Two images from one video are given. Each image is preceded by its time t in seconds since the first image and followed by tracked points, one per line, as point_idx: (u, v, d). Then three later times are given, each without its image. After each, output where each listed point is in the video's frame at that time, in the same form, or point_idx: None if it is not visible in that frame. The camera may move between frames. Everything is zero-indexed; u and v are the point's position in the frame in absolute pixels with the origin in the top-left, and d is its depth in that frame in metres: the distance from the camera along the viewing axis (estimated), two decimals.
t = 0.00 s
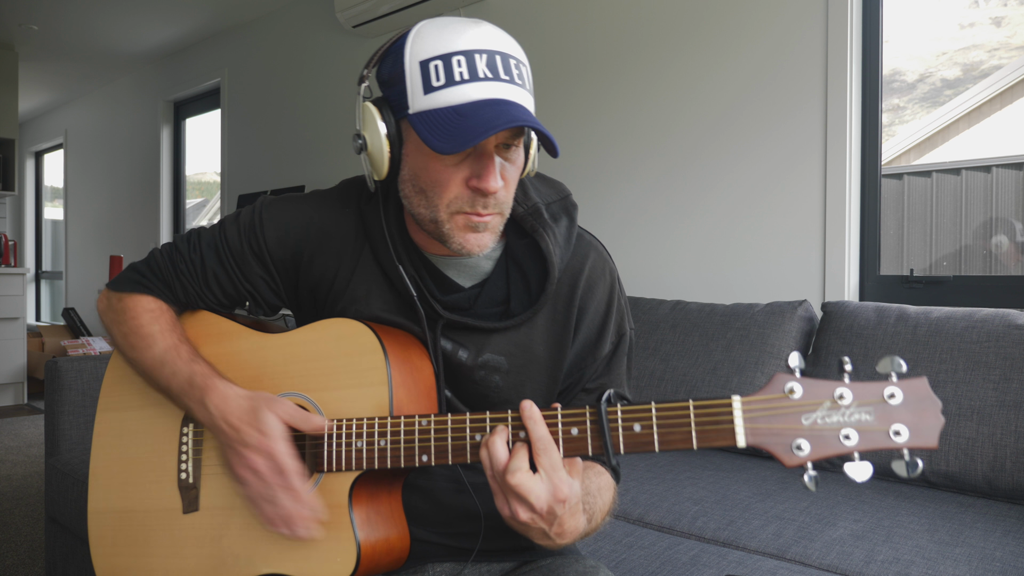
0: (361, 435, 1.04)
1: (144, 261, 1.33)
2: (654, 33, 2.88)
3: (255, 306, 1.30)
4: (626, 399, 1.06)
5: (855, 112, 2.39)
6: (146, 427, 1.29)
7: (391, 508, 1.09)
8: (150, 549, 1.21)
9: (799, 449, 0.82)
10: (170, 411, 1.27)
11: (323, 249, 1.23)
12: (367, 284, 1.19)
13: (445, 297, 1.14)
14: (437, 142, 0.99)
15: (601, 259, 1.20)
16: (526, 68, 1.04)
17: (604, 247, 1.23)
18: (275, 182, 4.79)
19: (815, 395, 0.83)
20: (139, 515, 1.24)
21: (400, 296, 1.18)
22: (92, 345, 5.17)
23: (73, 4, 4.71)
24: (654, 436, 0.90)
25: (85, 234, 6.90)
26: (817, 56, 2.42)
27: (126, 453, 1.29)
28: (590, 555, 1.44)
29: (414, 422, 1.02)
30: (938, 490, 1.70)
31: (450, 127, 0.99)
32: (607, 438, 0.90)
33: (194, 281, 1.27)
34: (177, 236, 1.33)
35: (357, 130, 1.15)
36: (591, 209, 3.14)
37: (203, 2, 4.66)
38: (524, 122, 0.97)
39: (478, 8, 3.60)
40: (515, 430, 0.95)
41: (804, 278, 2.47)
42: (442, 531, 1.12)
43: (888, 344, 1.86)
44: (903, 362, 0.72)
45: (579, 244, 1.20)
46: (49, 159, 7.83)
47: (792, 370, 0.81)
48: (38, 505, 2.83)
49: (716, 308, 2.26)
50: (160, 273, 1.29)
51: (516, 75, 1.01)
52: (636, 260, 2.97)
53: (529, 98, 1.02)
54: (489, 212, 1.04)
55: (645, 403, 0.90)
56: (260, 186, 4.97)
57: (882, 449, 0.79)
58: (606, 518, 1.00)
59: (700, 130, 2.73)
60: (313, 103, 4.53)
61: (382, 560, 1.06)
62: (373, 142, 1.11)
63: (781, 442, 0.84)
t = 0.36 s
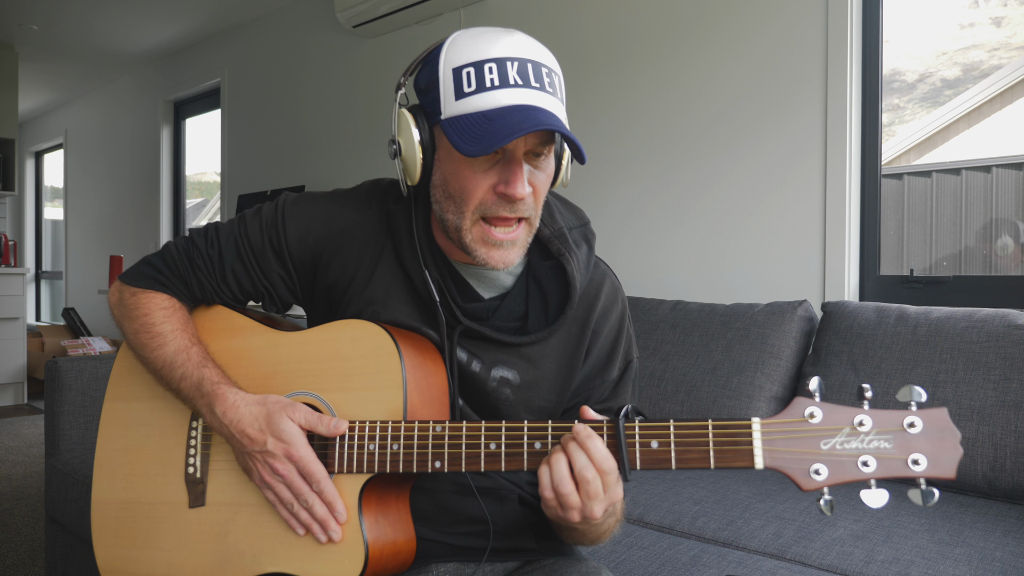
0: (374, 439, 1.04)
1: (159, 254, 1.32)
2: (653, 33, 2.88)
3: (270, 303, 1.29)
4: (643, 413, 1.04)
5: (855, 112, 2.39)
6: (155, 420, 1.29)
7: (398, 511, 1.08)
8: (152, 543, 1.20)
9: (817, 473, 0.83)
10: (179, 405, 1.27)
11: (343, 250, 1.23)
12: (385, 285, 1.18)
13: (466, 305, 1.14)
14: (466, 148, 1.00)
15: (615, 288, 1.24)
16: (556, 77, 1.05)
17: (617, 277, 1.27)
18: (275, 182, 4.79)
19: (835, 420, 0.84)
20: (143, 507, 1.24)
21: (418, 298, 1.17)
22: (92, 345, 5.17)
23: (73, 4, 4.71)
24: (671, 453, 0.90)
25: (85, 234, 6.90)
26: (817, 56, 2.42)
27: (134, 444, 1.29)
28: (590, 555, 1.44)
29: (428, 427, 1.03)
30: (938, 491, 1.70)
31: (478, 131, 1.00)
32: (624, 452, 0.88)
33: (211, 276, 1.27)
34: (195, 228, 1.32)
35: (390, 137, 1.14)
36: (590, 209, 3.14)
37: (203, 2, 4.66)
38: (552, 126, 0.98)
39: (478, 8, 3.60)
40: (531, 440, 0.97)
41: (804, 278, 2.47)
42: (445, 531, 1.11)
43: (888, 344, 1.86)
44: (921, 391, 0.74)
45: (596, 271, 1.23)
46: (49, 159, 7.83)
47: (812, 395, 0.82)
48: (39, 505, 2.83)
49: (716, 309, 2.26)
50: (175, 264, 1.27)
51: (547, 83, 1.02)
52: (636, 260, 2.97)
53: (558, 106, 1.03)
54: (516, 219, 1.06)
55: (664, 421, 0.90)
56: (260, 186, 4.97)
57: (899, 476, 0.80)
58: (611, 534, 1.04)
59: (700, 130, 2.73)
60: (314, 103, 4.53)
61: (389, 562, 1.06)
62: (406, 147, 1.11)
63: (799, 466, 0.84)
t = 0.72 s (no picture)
0: (382, 436, 1.04)
1: (176, 246, 1.31)
2: (654, 32, 2.88)
3: (286, 295, 1.30)
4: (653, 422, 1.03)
5: (855, 112, 2.39)
6: (165, 407, 1.29)
7: (405, 509, 1.08)
8: (158, 531, 1.20)
9: (825, 491, 0.82)
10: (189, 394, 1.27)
11: (361, 244, 1.23)
12: (402, 280, 1.19)
13: (482, 291, 1.14)
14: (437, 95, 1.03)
15: (634, 283, 1.22)
16: (546, 43, 1.04)
17: (637, 271, 1.25)
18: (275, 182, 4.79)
19: (846, 439, 0.82)
20: (151, 493, 1.24)
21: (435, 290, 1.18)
22: (92, 346, 5.17)
23: (73, 4, 4.71)
24: (680, 465, 0.89)
25: (84, 235, 6.89)
26: (817, 56, 2.42)
27: (143, 431, 1.29)
28: (591, 555, 1.44)
29: (437, 428, 1.02)
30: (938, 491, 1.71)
31: (448, 79, 1.03)
32: (632, 462, 0.88)
33: (228, 268, 1.27)
34: (211, 221, 1.32)
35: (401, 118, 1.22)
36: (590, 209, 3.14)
37: (203, 2, 4.66)
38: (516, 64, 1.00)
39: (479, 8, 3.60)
40: (541, 444, 0.95)
41: (804, 278, 2.48)
42: (451, 532, 1.11)
43: (888, 344, 1.86)
44: (934, 413, 0.71)
45: (615, 265, 1.21)
46: (49, 159, 7.83)
47: (822, 413, 0.80)
48: (38, 505, 2.83)
49: (716, 308, 2.26)
50: (193, 256, 1.28)
51: (530, 44, 1.02)
52: (636, 260, 2.97)
53: (541, 67, 1.03)
54: (499, 175, 1.04)
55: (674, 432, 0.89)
56: (260, 186, 4.97)
57: (908, 498, 0.78)
58: (626, 520, 1.06)
59: (701, 130, 2.73)
60: (314, 103, 4.53)
61: (393, 559, 1.06)
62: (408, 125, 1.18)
63: (808, 483, 0.83)
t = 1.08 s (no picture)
0: (384, 440, 1.04)
1: (188, 243, 1.33)
2: (654, 32, 2.88)
3: (290, 300, 1.30)
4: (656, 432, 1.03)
5: (855, 112, 2.39)
6: (167, 407, 1.29)
7: (404, 513, 1.08)
8: (157, 531, 1.21)
9: (826, 501, 0.82)
10: (191, 393, 1.27)
11: (365, 250, 1.23)
12: (404, 286, 1.19)
13: (486, 305, 1.14)
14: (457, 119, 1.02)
15: (633, 302, 1.22)
16: (563, 64, 1.04)
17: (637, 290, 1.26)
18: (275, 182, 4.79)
19: (848, 449, 0.82)
20: (152, 494, 1.24)
21: (437, 298, 1.18)
22: (92, 346, 5.17)
23: (73, 4, 4.71)
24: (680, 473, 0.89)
25: (84, 235, 6.90)
26: (817, 56, 2.42)
27: (145, 431, 1.29)
28: (590, 556, 1.44)
29: (439, 432, 1.02)
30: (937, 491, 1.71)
31: (469, 102, 1.02)
32: (633, 470, 0.88)
33: (234, 269, 1.28)
34: (223, 222, 1.35)
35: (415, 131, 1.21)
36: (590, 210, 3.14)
37: (203, 2, 4.66)
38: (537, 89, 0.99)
39: (478, 8, 3.60)
40: (541, 450, 0.96)
41: (804, 278, 2.48)
42: (451, 533, 1.11)
43: (888, 344, 1.86)
44: (936, 426, 0.71)
45: (616, 283, 1.22)
46: (49, 159, 7.83)
47: (826, 423, 0.79)
48: (38, 505, 2.83)
49: (716, 309, 2.26)
50: (201, 256, 1.29)
51: (548, 67, 1.01)
52: (636, 260, 2.97)
53: (561, 89, 1.02)
54: (520, 196, 1.04)
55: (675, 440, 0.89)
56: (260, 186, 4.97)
57: (910, 510, 0.78)
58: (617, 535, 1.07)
59: (701, 129, 2.73)
60: (314, 103, 4.53)
61: (392, 563, 1.05)
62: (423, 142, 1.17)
63: (809, 493, 0.83)
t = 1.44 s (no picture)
0: (386, 436, 1.04)
1: (187, 242, 1.33)
2: (653, 32, 2.88)
3: (291, 298, 1.30)
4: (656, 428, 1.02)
5: (855, 112, 2.39)
6: (172, 403, 1.29)
7: (407, 510, 1.08)
8: (162, 527, 1.20)
9: (828, 498, 0.81)
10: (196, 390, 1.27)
11: (366, 250, 1.23)
12: (404, 286, 1.19)
13: (485, 306, 1.14)
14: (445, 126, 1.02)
15: (635, 302, 1.22)
16: (555, 66, 1.02)
17: (638, 291, 1.25)
18: (275, 182, 4.79)
19: (850, 447, 0.82)
20: (157, 490, 1.24)
21: (436, 297, 1.18)
22: (92, 346, 5.17)
23: (72, 5, 4.71)
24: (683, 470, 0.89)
25: (84, 235, 6.90)
26: (817, 56, 2.42)
27: (151, 427, 1.29)
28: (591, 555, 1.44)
29: (441, 429, 1.02)
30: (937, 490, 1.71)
31: (457, 110, 1.01)
32: (635, 466, 0.88)
33: (235, 267, 1.28)
34: (222, 220, 1.34)
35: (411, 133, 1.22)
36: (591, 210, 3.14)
37: (203, 2, 4.66)
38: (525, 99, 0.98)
39: (478, 8, 3.60)
40: (543, 448, 0.95)
41: (804, 278, 2.47)
42: (454, 530, 1.11)
43: (888, 344, 1.86)
44: (940, 422, 0.71)
45: (617, 283, 1.21)
46: (49, 159, 7.84)
47: (827, 420, 0.80)
48: (38, 505, 2.83)
49: (716, 308, 2.26)
50: (201, 254, 1.29)
51: (538, 70, 1.00)
52: (636, 260, 2.97)
53: (551, 92, 1.01)
54: (509, 205, 1.04)
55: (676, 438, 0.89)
56: (259, 186, 4.97)
57: (913, 508, 0.77)
58: (617, 538, 1.05)
59: (701, 129, 2.73)
60: (314, 103, 4.53)
61: (395, 559, 1.06)
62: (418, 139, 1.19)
63: (811, 491, 0.82)
